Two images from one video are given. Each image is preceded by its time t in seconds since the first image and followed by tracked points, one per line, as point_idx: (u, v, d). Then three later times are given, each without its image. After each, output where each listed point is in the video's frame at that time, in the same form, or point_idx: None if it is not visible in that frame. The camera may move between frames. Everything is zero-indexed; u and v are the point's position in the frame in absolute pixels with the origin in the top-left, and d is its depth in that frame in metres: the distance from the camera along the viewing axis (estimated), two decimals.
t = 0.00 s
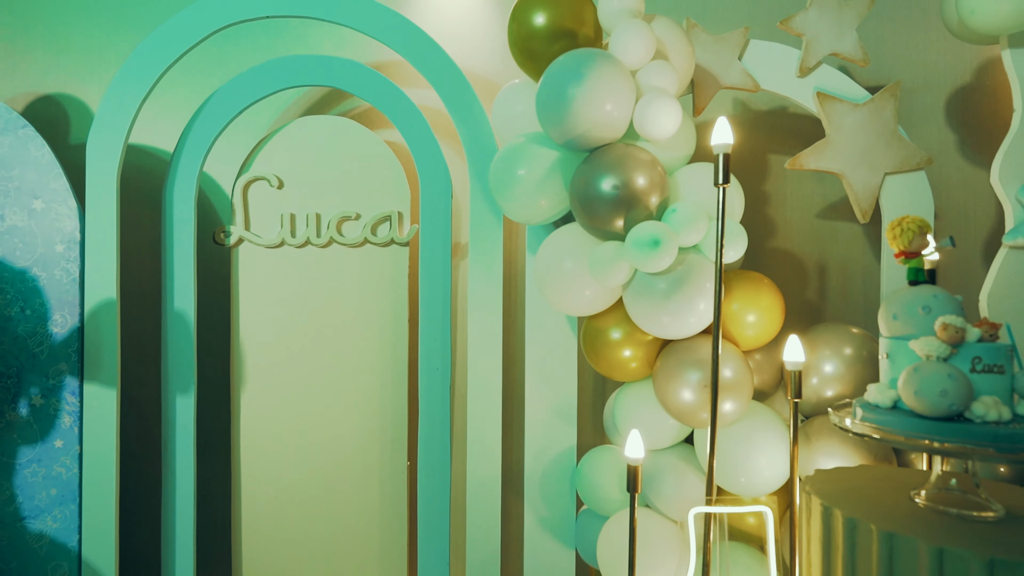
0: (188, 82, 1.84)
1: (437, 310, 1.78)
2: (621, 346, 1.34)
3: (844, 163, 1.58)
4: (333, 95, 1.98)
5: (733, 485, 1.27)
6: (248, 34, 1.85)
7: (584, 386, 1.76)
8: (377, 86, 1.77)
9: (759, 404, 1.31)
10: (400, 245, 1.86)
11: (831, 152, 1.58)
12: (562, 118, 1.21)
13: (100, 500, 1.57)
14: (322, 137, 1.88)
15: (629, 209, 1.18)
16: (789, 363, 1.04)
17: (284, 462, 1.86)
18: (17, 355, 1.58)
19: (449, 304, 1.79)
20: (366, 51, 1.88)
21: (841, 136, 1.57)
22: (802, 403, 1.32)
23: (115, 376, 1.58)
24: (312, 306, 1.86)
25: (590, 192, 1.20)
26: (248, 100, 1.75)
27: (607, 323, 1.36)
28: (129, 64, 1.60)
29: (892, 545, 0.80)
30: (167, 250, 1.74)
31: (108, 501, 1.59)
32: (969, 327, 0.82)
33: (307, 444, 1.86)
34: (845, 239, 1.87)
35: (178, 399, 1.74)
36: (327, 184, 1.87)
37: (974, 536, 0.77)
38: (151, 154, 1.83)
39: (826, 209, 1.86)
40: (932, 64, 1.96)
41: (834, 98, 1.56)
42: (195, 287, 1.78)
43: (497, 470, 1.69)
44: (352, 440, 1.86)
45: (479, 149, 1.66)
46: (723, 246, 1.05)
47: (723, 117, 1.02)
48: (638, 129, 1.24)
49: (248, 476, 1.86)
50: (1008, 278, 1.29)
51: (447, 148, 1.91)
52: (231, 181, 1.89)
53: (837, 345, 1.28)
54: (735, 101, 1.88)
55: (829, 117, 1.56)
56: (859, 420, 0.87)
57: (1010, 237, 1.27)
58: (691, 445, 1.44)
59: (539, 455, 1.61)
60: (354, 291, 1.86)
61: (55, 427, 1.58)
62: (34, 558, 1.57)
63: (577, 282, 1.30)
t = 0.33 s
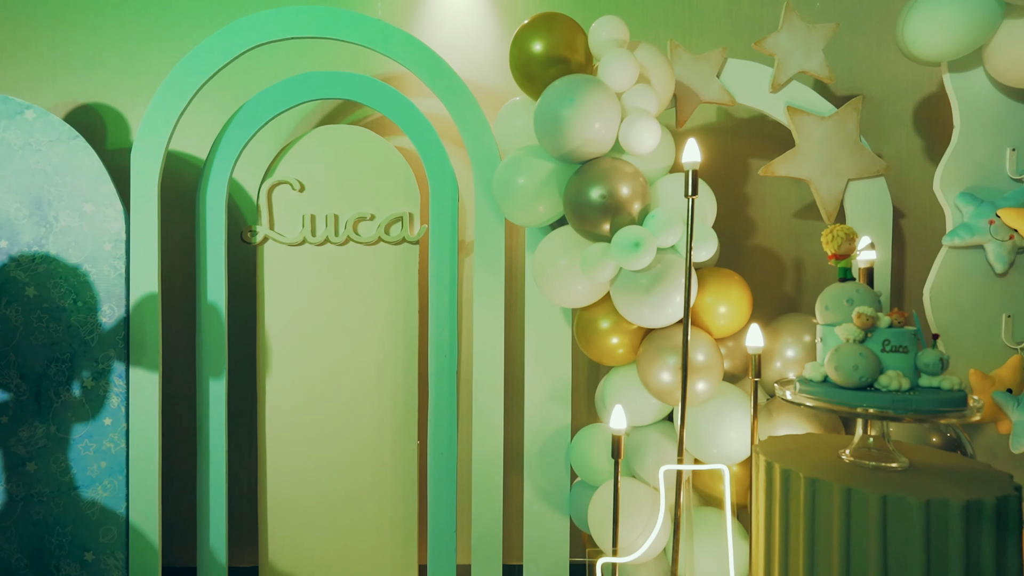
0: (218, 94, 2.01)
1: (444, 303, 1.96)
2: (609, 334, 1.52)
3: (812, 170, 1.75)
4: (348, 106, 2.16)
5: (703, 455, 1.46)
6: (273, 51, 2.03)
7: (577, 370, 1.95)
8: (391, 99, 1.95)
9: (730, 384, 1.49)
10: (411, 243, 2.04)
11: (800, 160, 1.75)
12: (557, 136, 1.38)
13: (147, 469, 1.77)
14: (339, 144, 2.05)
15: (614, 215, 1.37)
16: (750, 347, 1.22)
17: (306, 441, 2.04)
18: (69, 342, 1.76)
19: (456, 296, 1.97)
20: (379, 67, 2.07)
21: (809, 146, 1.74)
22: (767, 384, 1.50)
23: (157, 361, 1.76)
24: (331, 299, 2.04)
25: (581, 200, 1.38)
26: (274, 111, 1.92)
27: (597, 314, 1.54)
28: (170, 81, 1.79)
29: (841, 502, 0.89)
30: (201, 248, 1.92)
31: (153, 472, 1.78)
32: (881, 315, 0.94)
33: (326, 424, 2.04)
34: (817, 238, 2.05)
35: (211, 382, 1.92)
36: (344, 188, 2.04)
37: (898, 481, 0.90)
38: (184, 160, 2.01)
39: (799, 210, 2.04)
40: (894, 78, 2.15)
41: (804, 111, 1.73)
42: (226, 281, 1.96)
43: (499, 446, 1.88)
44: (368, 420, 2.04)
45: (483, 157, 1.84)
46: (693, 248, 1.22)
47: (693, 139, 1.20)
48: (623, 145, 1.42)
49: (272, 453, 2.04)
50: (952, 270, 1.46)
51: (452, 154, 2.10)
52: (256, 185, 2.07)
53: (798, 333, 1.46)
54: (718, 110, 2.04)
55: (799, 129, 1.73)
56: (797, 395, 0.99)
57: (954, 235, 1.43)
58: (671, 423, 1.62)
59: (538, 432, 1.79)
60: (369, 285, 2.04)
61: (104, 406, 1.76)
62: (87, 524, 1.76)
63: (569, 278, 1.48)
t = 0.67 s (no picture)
0: (246, 108, 2.19)
1: (454, 301, 2.13)
2: (605, 328, 1.69)
3: (790, 180, 1.92)
4: (363, 119, 2.33)
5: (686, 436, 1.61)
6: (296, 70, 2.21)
7: (576, 363, 2.12)
8: (404, 114, 2.12)
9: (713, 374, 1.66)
10: (423, 246, 2.21)
11: (780, 171, 1.91)
12: (558, 152, 1.56)
13: (184, 451, 1.95)
14: (357, 154, 2.22)
15: (609, 222, 1.54)
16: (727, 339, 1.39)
17: (327, 427, 2.20)
18: (114, 336, 1.93)
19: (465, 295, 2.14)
20: (393, 83, 2.25)
21: (788, 158, 1.91)
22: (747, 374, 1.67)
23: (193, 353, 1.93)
24: (349, 297, 2.20)
25: (579, 209, 1.55)
26: (298, 124, 2.09)
27: (595, 310, 1.71)
28: (205, 98, 1.97)
29: (795, 465, 1.06)
30: (231, 249, 2.08)
31: (190, 455, 1.95)
32: (831, 310, 1.13)
33: (344, 413, 2.20)
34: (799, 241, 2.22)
35: (240, 373, 2.09)
36: (362, 194, 2.21)
37: (842, 449, 1.07)
38: (214, 169, 2.18)
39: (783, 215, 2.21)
40: (870, 94, 2.33)
41: (783, 126, 1.90)
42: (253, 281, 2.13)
43: (505, 432, 2.05)
44: (383, 409, 2.21)
45: (490, 168, 2.02)
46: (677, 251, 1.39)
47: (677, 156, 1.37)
48: (617, 160, 1.59)
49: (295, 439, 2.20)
50: (911, 272, 1.63)
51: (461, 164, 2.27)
52: (281, 192, 2.25)
53: (774, 328, 1.63)
54: (706, 123, 2.21)
55: (779, 143, 1.90)
56: (764, 379, 1.17)
57: (913, 240, 1.60)
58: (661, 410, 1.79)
59: (540, 419, 1.96)
60: (384, 284, 2.20)
61: (146, 394, 1.93)
62: (129, 501, 1.93)
63: (570, 279, 1.65)
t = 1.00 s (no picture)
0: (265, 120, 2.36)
1: (459, 298, 2.30)
2: (597, 322, 1.86)
3: (769, 186, 2.08)
4: (373, 128, 2.50)
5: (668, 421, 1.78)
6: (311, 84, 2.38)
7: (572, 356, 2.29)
8: (411, 125, 2.29)
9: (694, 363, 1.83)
10: (430, 247, 2.37)
11: (759, 178, 2.07)
12: (554, 163, 1.72)
13: (211, 435, 2.12)
14: (367, 161, 2.38)
15: (599, 226, 1.71)
16: (703, 330, 1.56)
17: (341, 415, 2.37)
18: (147, 330, 2.10)
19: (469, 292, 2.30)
20: (401, 96, 2.43)
21: (766, 166, 2.07)
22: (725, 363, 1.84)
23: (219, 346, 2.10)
24: (362, 294, 2.37)
25: (572, 214, 1.72)
26: (314, 134, 2.26)
27: (587, 306, 1.87)
28: (230, 111, 2.14)
29: (754, 435, 1.24)
30: (253, 250, 2.25)
31: (216, 439, 2.12)
32: (788, 304, 1.31)
33: (357, 401, 2.37)
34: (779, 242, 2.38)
35: (261, 365, 2.25)
36: (372, 199, 2.38)
37: (795, 423, 1.25)
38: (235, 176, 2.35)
39: (765, 218, 2.36)
40: (846, 105, 2.49)
41: (761, 137, 2.07)
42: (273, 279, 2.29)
43: (506, 418, 2.22)
44: (393, 399, 2.37)
45: (491, 174, 2.18)
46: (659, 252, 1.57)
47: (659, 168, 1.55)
48: (607, 170, 1.76)
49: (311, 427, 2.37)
50: (875, 270, 1.80)
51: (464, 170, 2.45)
52: (297, 198, 2.42)
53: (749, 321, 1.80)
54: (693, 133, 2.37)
55: (757, 152, 2.07)
56: (733, 364, 1.34)
57: (875, 242, 1.77)
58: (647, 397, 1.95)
59: (539, 407, 2.13)
60: (393, 282, 2.37)
61: (176, 383, 2.10)
62: (161, 482, 2.10)
63: (564, 277, 1.81)
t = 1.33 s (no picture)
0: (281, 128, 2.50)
1: (465, 295, 2.44)
2: (594, 318, 2.00)
3: (756, 191, 2.20)
4: (381, 135, 2.64)
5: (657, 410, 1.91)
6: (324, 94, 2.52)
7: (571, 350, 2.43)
8: (419, 133, 2.43)
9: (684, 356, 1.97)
10: (436, 247, 2.51)
11: (747, 183, 2.20)
12: (553, 171, 1.86)
13: (232, 424, 2.26)
14: (377, 167, 2.52)
15: (595, 230, 1.85)
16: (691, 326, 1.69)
17: (353, 406, 2.51)
18: (172, 326, 2.24)
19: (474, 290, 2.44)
20: (409, 104, 2.56)
21: (754, 172, 2.20)
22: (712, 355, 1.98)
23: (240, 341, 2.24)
24: (373, 292, 2.51)
25: (571, 218, 1.86)
26: (327, 142, 2.39)
27: (584, 303, 2.01)
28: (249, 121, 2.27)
29: (733, 419, 1.38)
30: (270, 251, 2.38)
31: (237, 429, 2.26)
32: (766, 302, 1.45)
33: (368, 393, 2.51)
34: (767, 243, 2.52)
35: (278, 359, 2.39)
36: (382, 202, 2.52)
37: (770, 408, 1.39)
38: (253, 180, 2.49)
39: (754, 220, 2.50)
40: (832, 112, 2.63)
41: (748, 145, 2.19)
42: (289, 278, 2.43)
43: (509, 409, 2.36)
44: (402, 391, 2.51)
45: (495, 179, 2.32)
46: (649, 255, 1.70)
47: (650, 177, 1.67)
48: (603, 178, 1.90)
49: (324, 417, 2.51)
50: (851, 270, 1.93)
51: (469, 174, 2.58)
52: (312, 201, 2.56)
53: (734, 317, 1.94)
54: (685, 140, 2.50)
55: (745, 159, 2.19)
56: (716, 356, 1.47)
57: (852, 244, 1.91)
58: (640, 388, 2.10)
59: (540, 397, 2.27)
60: (402, 281, 2.51)
61: (200, 375, 2.25)
62: (186, 468, 2.25)
63: (563, 276, 1.95)
